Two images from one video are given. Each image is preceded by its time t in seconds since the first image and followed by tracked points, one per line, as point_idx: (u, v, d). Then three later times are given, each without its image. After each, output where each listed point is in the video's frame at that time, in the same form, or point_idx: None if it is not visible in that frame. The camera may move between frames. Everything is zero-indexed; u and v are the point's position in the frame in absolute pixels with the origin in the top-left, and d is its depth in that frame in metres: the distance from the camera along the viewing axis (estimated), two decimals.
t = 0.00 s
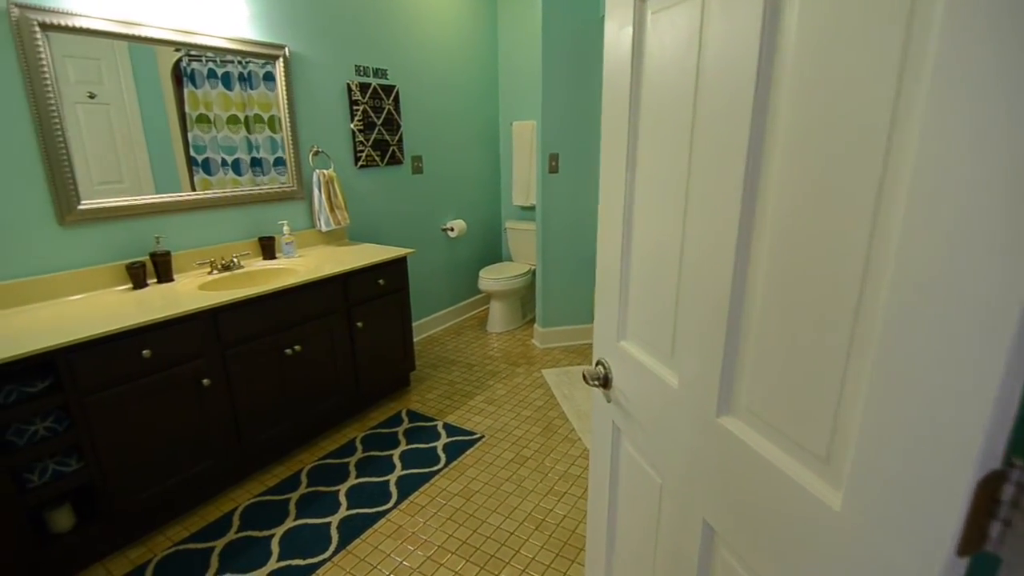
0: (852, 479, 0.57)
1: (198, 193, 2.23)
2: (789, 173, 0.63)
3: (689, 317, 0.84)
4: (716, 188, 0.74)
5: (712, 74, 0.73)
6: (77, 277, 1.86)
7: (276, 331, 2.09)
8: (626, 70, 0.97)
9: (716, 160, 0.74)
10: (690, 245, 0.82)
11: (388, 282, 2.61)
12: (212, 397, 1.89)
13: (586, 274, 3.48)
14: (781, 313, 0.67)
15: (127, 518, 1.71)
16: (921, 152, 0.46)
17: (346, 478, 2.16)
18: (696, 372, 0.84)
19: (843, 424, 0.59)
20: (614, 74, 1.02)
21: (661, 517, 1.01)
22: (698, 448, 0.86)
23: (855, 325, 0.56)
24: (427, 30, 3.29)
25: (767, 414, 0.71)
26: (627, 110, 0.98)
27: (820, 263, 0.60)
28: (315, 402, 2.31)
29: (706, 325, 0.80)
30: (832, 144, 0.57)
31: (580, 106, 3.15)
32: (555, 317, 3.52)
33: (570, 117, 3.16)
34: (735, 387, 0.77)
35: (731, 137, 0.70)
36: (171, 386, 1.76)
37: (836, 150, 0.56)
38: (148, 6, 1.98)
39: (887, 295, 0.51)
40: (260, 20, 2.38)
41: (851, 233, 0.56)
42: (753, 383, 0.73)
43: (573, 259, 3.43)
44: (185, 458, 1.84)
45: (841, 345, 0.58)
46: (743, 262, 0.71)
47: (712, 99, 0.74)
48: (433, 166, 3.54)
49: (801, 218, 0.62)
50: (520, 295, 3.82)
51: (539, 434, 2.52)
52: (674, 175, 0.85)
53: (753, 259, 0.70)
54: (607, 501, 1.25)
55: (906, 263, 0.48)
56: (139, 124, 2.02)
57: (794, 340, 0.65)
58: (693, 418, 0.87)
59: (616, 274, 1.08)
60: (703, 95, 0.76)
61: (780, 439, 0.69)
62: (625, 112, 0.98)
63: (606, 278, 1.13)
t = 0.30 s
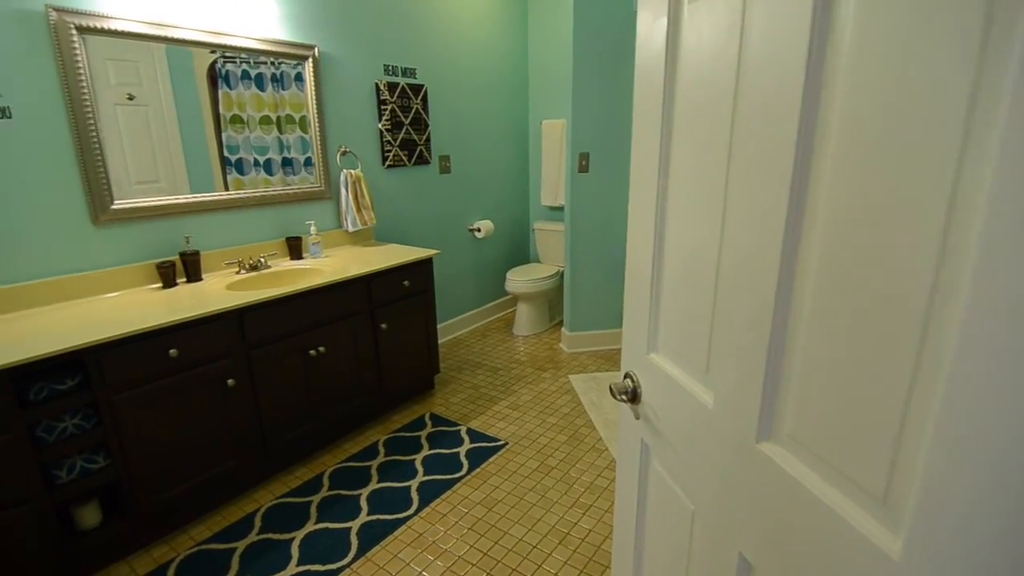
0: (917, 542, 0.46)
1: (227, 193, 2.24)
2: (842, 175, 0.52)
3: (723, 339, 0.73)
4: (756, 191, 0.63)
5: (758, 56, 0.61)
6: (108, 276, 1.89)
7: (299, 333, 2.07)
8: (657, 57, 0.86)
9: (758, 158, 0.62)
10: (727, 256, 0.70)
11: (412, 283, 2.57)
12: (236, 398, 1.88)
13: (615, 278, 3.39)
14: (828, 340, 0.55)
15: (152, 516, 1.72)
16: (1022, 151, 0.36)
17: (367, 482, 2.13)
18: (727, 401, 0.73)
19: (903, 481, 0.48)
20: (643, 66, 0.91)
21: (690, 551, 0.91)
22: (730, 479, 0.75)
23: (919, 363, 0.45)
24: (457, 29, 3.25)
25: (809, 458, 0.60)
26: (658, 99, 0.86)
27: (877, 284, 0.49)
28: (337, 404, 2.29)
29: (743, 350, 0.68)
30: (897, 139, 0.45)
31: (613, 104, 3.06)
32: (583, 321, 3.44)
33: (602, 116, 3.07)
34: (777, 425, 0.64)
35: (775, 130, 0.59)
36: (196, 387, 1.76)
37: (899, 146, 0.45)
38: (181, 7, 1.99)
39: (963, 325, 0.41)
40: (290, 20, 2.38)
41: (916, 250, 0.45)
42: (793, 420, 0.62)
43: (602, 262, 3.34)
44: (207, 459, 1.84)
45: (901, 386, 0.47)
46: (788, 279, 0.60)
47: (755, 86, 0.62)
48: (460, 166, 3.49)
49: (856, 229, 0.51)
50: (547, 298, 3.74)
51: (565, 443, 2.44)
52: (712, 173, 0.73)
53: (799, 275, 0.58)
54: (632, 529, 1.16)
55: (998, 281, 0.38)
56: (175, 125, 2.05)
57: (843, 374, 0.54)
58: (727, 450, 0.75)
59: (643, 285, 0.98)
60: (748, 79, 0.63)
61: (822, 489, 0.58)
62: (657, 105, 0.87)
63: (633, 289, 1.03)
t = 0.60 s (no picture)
0: None
1: (257, 194, 2.26)
2: (913, 175, 0.46)
3: (768, 355, 0.67)
4: (807, 196, 0.57)
5: (814, 48, 0.55)
6: (140, 276, 1.92)
7: (324, 335, 2.07)
8: (696, 51, 0.80)
9: (812, 159, 0.56)
10: (774, 265, 0.65)
11: (437, 286, 2.55)
12: (262, 398, 1.90)
13: (643, 282, 3.31)
14: (889, 364, 0.49)
15: (178, 514, 1.74)
16: None
17: (389, 486, 2.12)
18: (770, 422, 0.67)
19: (980, 528, 0.42)
20: (680, 62, 0.85)
21: None
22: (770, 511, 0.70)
23: (1006, 396, 0.39)
24: (485, 30, 3.23)
25: (864, 488, 0.54)
26: (696, 98, 0.81)
27: (956, 303, 0.42)
28: (360, 406, 2.29)
29: (790, 368, 0.62)
30: (986, 135, 0.39)
31: (643, 104, 3.00)
32: (609, 326, 3.37)
33: (632, 117, 3.00)
34: (827, 450, 0.59)
35: (833, 127, 0.53)
36: (222, 386, 1.77)
37: (984, 151, 0.39)
38: (214, 12, 2.02)
39: None
40: (320, 23, 2.39)
41: (1006, 266, 0.38)
42: (846, 445, 0.56)
43: (630, 266, 3.27)
44: (231, 459, 1.85)
45: (982, 425, 0.41)
46: (844, 291, 0.54)
47: (810, 79, 0.56)
48: (486, 167, 3.47)
49: (929, 239, 0.44)
50: (573, 301, 3.68)
51: (590, 452, 2.39)
52: (758, 175, 0.67)
53: (858, 287, 0.52)
54: (661, 551, 1.10)
55: None
56: (211, 128, 2.09)
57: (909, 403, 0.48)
58: (769, 476, 0.69)
59: (677, 295, 0.92)
60: (801, 71, 0.58)
61: (877, 524, 0.52)
62: (696, 103, 0.81)
63: (665, 299, 0.97)
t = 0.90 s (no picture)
0: None
1: (281, 197, 2.28)
2: (997, 181, 0.41)
3: (819, 374, 0.62)
4: (866, 206, 0.53)
5: (875, 42, 0.50)
6: (165, 278, 1.95)
7: (345, 338, 2.06)
8: (739, 48, 0.75)
9: (873, 164, 0.51)
10: (825, 277, 0.60)
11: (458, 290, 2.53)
12: (284, 400, 1.90)
13: (668, 288, 3.24)
14: (965, 393, 0.44)
15: (199, 515, 1.75)
16: None
17: (407, 492, 2.10)
18: (819, 448, 0.62)
19: None
20: (721, 60, 0.80)
21: None
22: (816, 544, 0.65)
23: None
24: (509, 33, 3.21)
25: (930, 529, 0.49)
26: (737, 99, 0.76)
27: None
28: (380, 410, 2.27)
29: (849, 391, 0.57)
30: None
31: (670, 107, 2.94)
32: (632, 332, 3.30)
33: (658, 119, 2.94)
34: (886, 482, 0.54)
35: (898, 127, 0.48)
36: (243, 389, 1.78)
37: None
38: (241, 16, 2.04)
39: None
40: (345, 27, 2.40)
41: None
42: (909, 478, 0.51)
43: (654, 271, 3.20)
44: (251, 461, 1.85)
45: None
46: (911, 308, 0.49)
47: (874, 75, 0.51)
48: (509, 171, 3.44)
49: (1017, 256, 0.40)
50: (595, 306, 3.63)
51: (612, 461, 2.33)
52: (812, 181, 0.62)
53: (927, 305, 0.47)
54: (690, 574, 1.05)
55: None
56: (238, 132, 2.12)
57: (988, 439, 0.43)
58: (817, 507, 0.63)
59: (713, 307, 0.86)
60: (862, 67, 0.53)
61: (946, 570, 0.47)
62: (736, 103, 0.76)
63: (698, 310, 0.92)
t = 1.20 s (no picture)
0: None
1: (300, 201, 2.27)
2: None
3: (887, 402, 0.56)
4: (948, 219, 0.47)
5: (965, 24, 0.45)
6: (181, 282, 1.94)
7: (361, 344, 2.03)
8: (787, 42, 0.69)
9: (965, 166, 0.45)
10: (891, 292, 0.54)
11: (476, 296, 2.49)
12: (299, 406, 1.87)
13: (690, 296, 3.15)
14: None
15: (211, 522, 1.73)
16: None
17: (422, 502, 2.05)
18: (889, 487, 0.55)
19: None
20: (766, 57, 0.74)
21: None
22: None
23: None
24: (530, 36, 3.18)
25: None
26: (785, 98, 0.70)
27: None
28: (396, 417, 2.23)
29: (925, 424, 0.50)
30: None
31: (693, 109, 2.86)
32: (653, 340, 3.21)
33: (681, 122, 2.87)
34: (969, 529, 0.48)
35: (998, 124, 0.42)
36: (258, 394, 1.76)
37: None
38: (262, 20, 2.04)
39: None
40: (365, 30, 2.39)
41: None
42: (1005, 523, 0.45)
43: (676, 279, 3.11)
44: (265, 468, 1.83)
45: None
46: (1005, 335, 0.43)
47: (964, 66, 0.45)
48: (528, 175, 3.39)
49: None
50: (614, 314, 3.55)
51: (631, 475, 2.25)
52: (875, 186, 0.56)
53: None
54: None
55: None
56: (259, 136, 2.12)
57: None
58: (883, 553, 0.57)
59: (753, 322, 0.80)
60: (948, 55, 0.46)
61: None
62: (781, 102, 0.70)
63: (736, 325, 0.85)
